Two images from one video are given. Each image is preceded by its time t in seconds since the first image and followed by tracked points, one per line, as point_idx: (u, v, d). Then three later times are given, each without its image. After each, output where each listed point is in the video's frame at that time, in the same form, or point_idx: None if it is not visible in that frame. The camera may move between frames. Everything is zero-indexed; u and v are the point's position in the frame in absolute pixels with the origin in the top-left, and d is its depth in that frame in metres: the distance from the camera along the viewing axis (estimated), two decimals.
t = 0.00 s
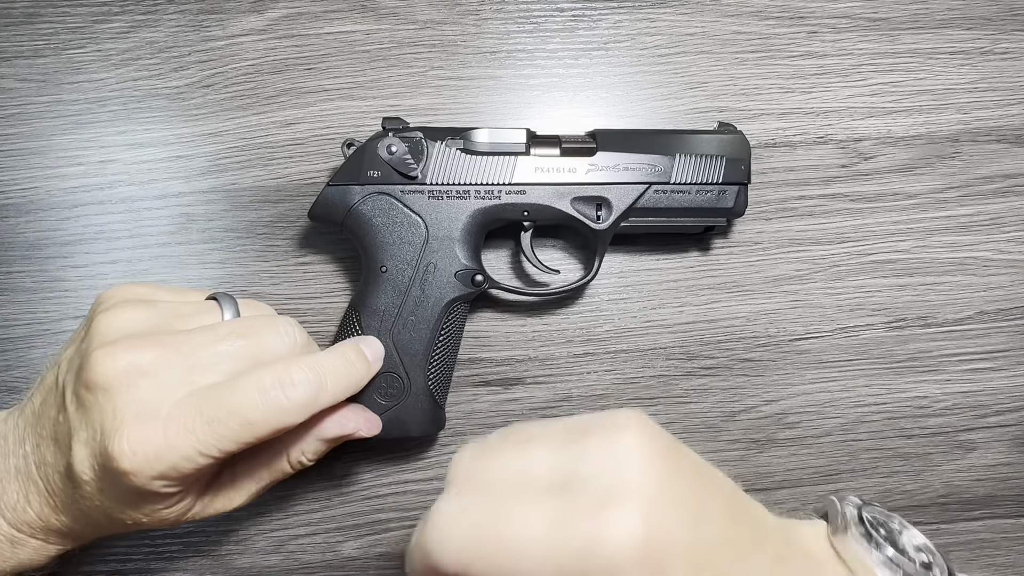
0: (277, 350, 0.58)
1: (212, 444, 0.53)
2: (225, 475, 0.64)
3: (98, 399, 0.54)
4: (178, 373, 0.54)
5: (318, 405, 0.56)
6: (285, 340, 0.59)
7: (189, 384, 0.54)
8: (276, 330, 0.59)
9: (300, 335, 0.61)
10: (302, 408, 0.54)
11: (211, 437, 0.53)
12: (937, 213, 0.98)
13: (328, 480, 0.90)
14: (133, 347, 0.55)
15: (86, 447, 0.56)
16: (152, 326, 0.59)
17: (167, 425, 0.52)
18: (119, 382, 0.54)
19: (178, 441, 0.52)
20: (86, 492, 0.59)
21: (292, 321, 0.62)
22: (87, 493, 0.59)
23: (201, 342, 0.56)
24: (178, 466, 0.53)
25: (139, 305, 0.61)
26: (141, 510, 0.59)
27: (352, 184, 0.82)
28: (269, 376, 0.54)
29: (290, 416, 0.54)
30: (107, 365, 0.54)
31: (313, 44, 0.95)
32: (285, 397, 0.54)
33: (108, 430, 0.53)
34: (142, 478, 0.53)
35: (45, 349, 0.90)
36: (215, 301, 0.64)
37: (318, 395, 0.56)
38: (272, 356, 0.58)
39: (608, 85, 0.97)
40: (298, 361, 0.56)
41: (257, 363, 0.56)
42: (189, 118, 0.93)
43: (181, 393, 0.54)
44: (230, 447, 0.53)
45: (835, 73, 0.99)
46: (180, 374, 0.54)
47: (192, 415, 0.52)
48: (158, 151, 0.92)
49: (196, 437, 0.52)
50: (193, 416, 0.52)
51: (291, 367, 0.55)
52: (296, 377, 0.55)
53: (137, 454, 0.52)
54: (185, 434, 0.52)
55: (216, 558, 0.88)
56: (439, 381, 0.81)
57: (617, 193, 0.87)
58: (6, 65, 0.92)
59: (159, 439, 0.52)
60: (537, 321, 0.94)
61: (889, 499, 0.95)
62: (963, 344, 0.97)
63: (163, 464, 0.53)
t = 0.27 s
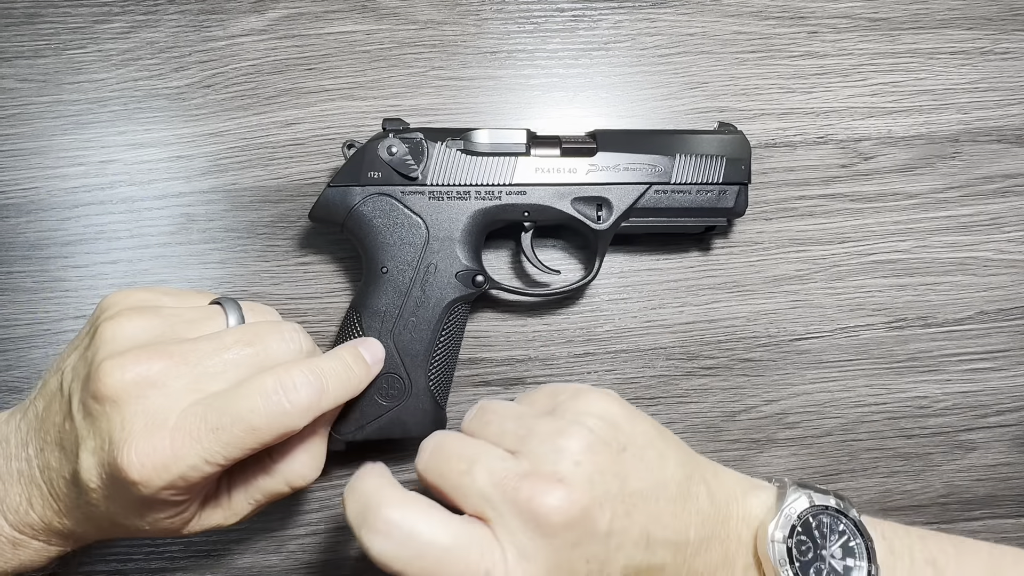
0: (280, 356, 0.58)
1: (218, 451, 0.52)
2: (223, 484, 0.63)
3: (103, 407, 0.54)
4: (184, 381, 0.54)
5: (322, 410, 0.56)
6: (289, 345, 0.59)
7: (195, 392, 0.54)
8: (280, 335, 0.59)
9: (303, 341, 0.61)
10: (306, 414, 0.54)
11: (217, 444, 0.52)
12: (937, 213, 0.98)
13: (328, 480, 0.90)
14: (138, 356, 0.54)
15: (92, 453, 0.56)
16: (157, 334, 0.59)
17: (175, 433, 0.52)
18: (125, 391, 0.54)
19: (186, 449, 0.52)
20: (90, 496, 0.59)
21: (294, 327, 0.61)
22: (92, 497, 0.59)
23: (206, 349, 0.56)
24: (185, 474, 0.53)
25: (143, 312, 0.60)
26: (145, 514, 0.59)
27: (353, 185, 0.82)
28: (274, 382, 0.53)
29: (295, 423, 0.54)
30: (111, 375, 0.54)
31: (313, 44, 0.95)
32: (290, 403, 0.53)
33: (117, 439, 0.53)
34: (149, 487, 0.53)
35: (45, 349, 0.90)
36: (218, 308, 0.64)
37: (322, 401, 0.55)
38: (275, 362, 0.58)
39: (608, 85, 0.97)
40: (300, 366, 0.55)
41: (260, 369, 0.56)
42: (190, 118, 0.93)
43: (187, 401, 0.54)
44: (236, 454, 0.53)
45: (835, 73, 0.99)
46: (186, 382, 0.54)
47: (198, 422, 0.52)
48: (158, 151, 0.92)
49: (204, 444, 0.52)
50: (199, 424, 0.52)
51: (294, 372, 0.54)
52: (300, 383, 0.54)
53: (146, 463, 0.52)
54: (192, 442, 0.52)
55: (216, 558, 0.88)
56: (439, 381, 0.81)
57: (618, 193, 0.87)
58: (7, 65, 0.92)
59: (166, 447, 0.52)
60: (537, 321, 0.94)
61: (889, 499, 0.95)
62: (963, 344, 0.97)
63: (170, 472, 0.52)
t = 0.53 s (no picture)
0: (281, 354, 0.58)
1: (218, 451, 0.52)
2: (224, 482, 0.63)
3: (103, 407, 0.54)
4: (184, 380, 0.54)
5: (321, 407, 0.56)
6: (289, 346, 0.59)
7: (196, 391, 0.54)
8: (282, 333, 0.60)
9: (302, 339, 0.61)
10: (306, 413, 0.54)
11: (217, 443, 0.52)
12: (937, 213, 0.98)
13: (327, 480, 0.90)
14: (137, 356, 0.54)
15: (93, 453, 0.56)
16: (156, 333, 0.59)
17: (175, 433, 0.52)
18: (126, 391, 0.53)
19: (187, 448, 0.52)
20: (91, 496, 0.59)
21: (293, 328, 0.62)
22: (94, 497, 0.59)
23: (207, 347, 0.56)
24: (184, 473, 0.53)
25: (144, 312, 0.60)
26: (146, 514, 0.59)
27: (352, 184, 0.82)
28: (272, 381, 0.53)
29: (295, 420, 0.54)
30: (111, 376, 0.53)
31: (312, 44, 0.95)
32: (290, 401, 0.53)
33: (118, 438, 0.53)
34: (148, 486, 0.53)
35: (45, 349, 0.90)
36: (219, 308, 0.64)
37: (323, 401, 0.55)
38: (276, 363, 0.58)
39: (608, 85, 0.97)
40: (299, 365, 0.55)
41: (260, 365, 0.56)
42: (189, 118, 0.93)
43: (187, 400, 0.54)
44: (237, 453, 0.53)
45: (835, 73, 0.99)
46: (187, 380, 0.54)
47: (197, 421, 0.52)
48: (158, 151, 0.92)
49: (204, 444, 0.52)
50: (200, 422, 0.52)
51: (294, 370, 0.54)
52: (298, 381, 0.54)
53: (146, 462, 0.52)
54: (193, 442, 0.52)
55: (216, 558, 0.88)
56: (439, 381, 0.81)
57: (618, 193, 0.87)
58: (6, 65, 0.92)
59: (166, 446, 0.52)
60: (537, 321, 0.94)
61: (889, 499, 0.95)
62: (963, 344, 0.97)
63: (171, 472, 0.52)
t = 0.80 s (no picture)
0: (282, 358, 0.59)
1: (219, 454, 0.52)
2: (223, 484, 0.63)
3: (104, 412, 0.54)
4: (186, 385, 0.55)
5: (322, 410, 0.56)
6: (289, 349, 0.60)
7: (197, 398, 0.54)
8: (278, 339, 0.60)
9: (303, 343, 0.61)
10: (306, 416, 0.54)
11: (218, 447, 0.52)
12: (937, 213, 0.98)
13: (327, 481, 0.90)
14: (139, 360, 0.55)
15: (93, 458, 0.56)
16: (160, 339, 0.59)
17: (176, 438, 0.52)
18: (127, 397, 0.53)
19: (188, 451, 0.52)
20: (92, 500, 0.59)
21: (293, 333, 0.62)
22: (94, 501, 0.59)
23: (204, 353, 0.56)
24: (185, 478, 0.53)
25: (143, 316, 0.60)
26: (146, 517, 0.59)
27: (352, 184, 0.82)
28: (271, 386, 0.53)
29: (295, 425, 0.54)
30: (111, 382, 0.53)
31: (312, 44, 0.95)
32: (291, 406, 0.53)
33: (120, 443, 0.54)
34: (150, 491, 0.53)
35: (45, 349, 0.90)
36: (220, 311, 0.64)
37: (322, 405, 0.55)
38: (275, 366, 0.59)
39: (608, 85, 0.97)
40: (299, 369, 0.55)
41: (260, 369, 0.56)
42: (189, 118, 0.93)
43: (188, 405, 0.54)
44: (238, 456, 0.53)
45: (835, 73, 0.99)
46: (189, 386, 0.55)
47: (198, 427, 0.52)
48: (157, 151, 0.92)
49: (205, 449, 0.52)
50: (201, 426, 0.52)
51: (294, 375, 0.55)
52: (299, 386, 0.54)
53: (147, 468, 0.52)
54: (193, 446, 0.52)
55: (215, 558, 0.88)
56: (439, 382, 0.81)
57: (618, 193, 0.87)
58: (5, 65, 0.92)
59: (167, 453, 0.52)
60: (537, 321, 0.94)
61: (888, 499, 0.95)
62: (963, 344, 0.97)
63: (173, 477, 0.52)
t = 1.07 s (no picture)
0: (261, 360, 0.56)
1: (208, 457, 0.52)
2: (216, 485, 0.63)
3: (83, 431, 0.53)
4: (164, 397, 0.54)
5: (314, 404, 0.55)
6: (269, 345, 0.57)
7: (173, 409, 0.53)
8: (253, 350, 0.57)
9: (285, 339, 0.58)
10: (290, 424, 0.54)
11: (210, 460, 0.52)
12: (937, 213, 0.98)
13: (327, 481, 0.90)
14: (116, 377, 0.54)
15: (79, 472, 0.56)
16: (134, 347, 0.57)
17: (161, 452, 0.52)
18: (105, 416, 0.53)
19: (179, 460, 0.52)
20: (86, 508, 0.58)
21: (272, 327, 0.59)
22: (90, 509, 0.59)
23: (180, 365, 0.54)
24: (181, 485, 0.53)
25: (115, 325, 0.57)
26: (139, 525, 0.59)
27: (352, 184, 0.82)
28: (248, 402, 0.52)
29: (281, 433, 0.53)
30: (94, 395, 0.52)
31: (312, 44, 0.95)
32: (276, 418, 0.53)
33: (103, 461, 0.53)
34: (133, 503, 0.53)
35: (44, 349, 0.90)
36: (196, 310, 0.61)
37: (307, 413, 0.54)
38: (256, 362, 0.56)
39: (608, 85, 0.97)
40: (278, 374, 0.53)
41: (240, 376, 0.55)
42: (189, 118, 0.93)
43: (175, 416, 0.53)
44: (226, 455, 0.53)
45: (835, 73, 0.99)
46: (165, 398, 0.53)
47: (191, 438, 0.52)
48: (157, 151, 0.92)
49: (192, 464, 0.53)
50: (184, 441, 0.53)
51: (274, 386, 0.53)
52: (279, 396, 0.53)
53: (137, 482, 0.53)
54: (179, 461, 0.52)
55: (216, 558, 0.88)
56: (438, 381, 0.81)
57: (618, 193, 0.87)
58: (5, 65, 0.92)
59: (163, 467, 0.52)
60: (536, 321, 0.94)
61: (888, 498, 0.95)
62: (962, 344, 0.97)
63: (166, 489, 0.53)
